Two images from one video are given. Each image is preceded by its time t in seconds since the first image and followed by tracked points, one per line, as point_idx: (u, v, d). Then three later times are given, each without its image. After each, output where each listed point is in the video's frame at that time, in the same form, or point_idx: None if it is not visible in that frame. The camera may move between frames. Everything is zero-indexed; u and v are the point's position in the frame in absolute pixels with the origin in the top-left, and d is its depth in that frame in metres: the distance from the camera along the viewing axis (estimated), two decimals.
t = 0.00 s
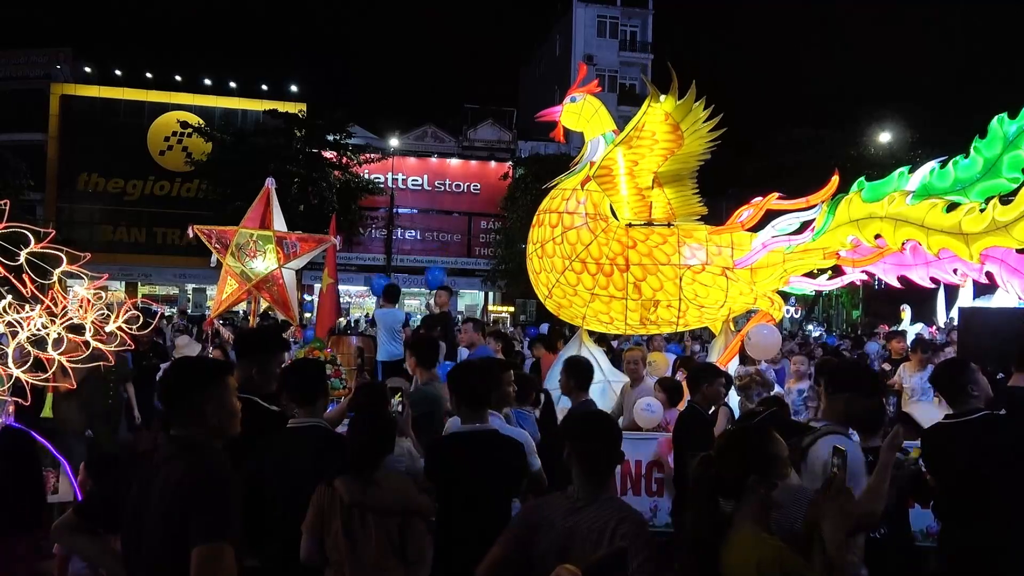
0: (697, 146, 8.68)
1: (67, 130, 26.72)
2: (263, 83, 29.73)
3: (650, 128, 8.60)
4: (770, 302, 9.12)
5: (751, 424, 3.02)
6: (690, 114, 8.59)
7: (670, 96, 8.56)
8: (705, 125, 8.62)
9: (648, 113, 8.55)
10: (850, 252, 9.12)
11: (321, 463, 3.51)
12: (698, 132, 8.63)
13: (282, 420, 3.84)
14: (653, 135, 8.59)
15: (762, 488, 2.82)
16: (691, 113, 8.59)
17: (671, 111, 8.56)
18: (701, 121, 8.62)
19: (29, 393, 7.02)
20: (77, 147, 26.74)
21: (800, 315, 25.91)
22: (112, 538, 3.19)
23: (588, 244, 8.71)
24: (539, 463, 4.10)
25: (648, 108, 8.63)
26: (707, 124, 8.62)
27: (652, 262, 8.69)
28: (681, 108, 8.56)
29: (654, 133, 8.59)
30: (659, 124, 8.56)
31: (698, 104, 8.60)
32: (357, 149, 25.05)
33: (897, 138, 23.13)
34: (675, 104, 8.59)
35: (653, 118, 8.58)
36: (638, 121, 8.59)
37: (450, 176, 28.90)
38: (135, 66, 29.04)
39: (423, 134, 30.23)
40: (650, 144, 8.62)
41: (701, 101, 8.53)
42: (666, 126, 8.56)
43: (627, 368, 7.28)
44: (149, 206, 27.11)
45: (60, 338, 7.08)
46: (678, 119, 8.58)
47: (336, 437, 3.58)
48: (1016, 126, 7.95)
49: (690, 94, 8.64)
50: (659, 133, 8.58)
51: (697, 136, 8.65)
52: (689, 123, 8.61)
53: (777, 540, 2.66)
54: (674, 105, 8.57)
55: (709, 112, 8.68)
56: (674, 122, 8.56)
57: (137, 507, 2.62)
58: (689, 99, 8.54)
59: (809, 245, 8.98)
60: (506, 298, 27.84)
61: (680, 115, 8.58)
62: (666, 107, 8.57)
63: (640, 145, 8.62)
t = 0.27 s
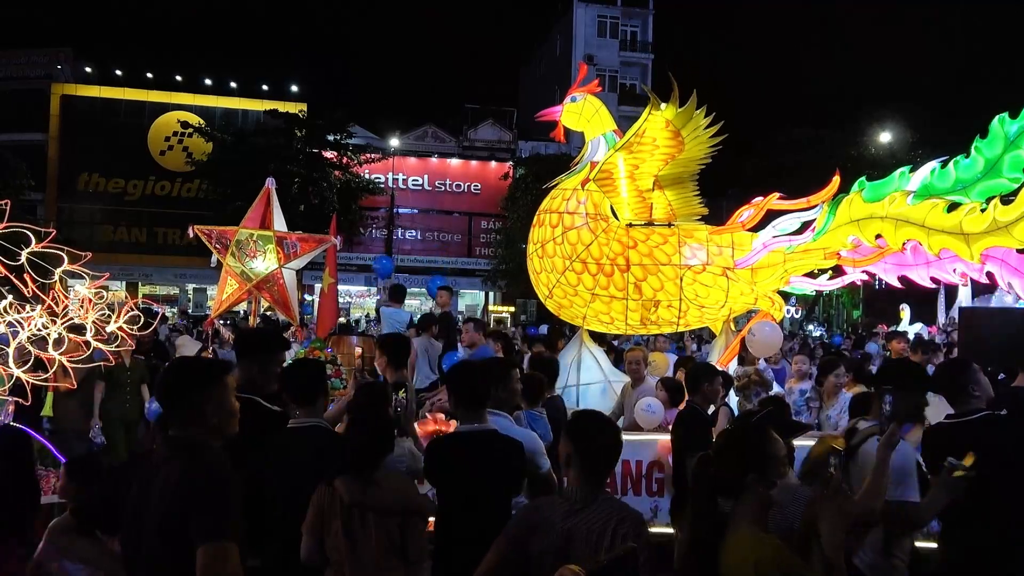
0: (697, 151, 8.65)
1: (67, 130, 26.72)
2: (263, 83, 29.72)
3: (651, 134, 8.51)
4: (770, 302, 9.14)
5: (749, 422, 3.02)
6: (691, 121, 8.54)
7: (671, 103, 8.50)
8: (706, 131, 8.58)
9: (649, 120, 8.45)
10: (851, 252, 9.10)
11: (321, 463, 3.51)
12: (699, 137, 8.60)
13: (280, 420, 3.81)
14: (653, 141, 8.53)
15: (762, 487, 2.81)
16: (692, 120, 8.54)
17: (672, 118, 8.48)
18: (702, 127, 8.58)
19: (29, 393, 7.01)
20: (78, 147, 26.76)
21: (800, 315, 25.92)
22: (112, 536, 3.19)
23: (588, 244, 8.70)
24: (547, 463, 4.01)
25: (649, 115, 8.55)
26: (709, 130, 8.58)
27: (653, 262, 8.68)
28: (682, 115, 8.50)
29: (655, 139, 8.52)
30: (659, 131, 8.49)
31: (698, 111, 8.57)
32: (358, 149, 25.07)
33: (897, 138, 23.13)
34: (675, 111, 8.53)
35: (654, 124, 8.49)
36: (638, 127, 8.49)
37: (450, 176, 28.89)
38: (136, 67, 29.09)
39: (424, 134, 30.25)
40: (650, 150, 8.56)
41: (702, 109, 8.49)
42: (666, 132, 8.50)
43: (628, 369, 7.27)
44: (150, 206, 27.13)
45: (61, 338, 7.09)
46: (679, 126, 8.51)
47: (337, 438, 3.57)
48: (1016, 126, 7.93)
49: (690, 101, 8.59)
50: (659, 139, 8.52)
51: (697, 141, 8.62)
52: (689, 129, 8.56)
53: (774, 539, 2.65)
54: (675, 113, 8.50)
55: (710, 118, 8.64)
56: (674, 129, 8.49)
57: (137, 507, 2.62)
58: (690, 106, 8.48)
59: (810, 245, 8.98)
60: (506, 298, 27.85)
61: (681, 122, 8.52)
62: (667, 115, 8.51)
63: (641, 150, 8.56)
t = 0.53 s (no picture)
0: (697, 155, 8.73)
1: (68, 130, 26.73)
2: (264, 83, 29.73)
3: (650, 138, 8.62)
4: (771, 302, 9.13)
5: (748, 421, 3.04)
6: (691, 125, 8.63)
7: (671, 108, 8.60)
8: (706, 135, 8.67)
9: (648, 125, 8.56)
10: (851, 252, 9.11)
11: (322, 462, 3.51)
12: (699, 141, 8.69)
13: (280, 420, 3.82)
14: (653, 145, 8.62)
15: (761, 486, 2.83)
16: (692, 125, 8.63)
17: (671, 123, 8.59)
18: (702, 131, 8.67)
19: (29, 392, 7.01)
20: (79, 147, 26.78)
21: (800, 315, 25.92)
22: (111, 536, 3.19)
23: (589, 243, 8.69)
24: (554, 462, 4.05)
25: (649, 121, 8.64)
26: (709, 134, 8.67)
27: (653, 262, 8.68)
28: (681, 120, 8.59)
29: (654, 143, 8.62)
30: (659, 135, 8.59)
31: (698, 116, 8.66)
32: (358, 149, 25.09)
33: (898, 138, 23.13)
34: (675, 116, 8.62)
35: (654, 128, 8.59)
36: (637, 132, 8.61)
37: (451, 176, 28.89)
38: (137, 67, 29.11)
39: (424, 134, 30.24)
40: (650, 153, 8.65)
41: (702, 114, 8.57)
42: (666, 136, 8.59)
43: (629, 369, 7.28)
44: (150, 205, 27.13)
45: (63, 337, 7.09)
46: (679, 130, 8.61)
47: (336, 437, 3.57)
48: (1017, 126, 7.93)
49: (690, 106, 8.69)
50: (659, 143, 8.61)
51: (697, 145, 8.70)
52: (689, 133, 8.66)
53: (772, 537, 2.66)
54: (675, 118, 8.60)
55: (709, 122, 8.72)
56: (674, 133, 8.60)
57: (136, 508, 2.62)
58: (690, 111, 8.57)
59: (810, 245, 8.99)
60: (507, 298, 27.85)
61: (680, 126, 8.62)
62: (667, 119, 8.61)
63: (641, 153, 8.65)
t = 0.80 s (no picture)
0: (698, 158, 8.73)
1: (69, 130, 26.75)
2: (265, 83, 29.74)
3: (651, 142, 8.61)
4: (771, 302, 9.13)
5: (746, 420, 3.03)
6: (692, 130, 8.61)
7: (672, 113, 8.58)
8: (707, 139, 8.65)
9: (649, 130, 8.55)
10: (851, 252, 9.11)
11: (321, 463, 3.51)
12: (700, 145, 8.67)
13: (280, 420, 3.83)
14: (653, 149, 8.62)
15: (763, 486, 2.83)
16: (693, 129, 8.62)
17: (672, 128, 8.56)
18: (703, 135, 8.65)
19: (31, 393, 7.00)
20: (79, 147, 26.79)
21: (801, 315, 25.91)
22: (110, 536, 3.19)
23: (589, 243, 8.69)
24: (555, 462, 4.04)
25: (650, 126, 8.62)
26: (710, 138, 8.66)
27: (654, 262, 8.68)
28: (682, 125, 8.57)
29: (655, 148, 8.62)
30: (659, 139, 8.58)
31: (699, 120, 8.64)
32: (358, 149, 25.10)
33: (899, 138, 23.11)
34: (676, 121, 8.60)
35: (654, 133, 8.58)
36: (638, 137, 8.61)
37: (451, 176, 28.90)
38: (137, 67, 29.13)
39: (425, 134, 30.31)
40: (651, 156, 8.67)
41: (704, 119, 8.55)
42: (667, 140, 8.58)
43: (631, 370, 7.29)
44: (151, 205, 27.14)
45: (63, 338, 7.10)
46: (680, 134, 8.59)
47: (335, 437, 3.58)
48: (1017, 126, 7.92)
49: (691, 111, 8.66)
50: (659, 147, 8.61)
51: (698, 149, 8.69)
52: (690, 137, 8.65)
53: (769, 536, 2.65)
54: (676, 122, 8.58)
55: (711, 127, 8.70)
56: (675, 138, 8.58)
57: (137, 507, 2.62)
58: (691, 116, 8.54)
59: (811, 245, 8.99)
60: (507, 298, 27.84)
61: (682, 130, 8.60)
62: (668, 124, 8.60)
63: (641, 157, 8.68)
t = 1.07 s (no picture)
0: (698, 163, 8.78)
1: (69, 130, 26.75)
2: (265, 83, 29.75)
3: (651, 147, 8.67)
4: (772, 302, 9.12)
5: (751, 420, 3.03)
6: (692, 136, 8.66)
7: (673, 119, 8.63)
8: (708, 145, 8.71)
9: (649, 135, 8.60)
10: (851, 252, 9.11)
11: (322, 463, 3.51)
12: (700, 150, 8.73)
13: (280, 420, 3.83)
14: (654, 153, 8.68)
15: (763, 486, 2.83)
16: (694, 136, 8.67)
17: (673, 133, 8.62)
18: (703, 141, 8.71)
19: (31, 394, 6.99)
20: (80, 147, 26.79)
21: (801, 315, 25.90)
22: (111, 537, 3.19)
23: (590, 243, 8.67)
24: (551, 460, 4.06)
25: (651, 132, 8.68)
26: (711, 143, 8.72)
27: (654, 262, 8.67)
28: (683, 131, 8.63)
29: (656, 153, 8.68)
30: (660, 145, 8.64)
31: (701, 126, 8.69)
32: (358, 149, 25.11)
33: (899, 138, 23.10)
34: (677, 127, 8.66)
35: (655, 138, 8.64)
36: (639, 142, 8.65)
37: (451, 176, 28.91)
38: (137, 67, 29.15)
39: (425, 134, 30.21)
40: (652, 161, 8.73)
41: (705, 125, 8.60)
42: (667, 146, 8.65)
43: (632, 369, 7.27)
44: (151, 205, 27.13)
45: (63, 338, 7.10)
46: (681, 140, 8.65)
47: (335, 437, 3.57)
48: (1018, 126, 7.91)
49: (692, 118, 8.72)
50: (660, 152, 8.67)
51: (699, 154, 8.74)
52: (691, 143, 8.70)
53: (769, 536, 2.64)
54: (676, 128, 8.64)
55: (711, 133, 8.75)
56: (676, 144, 8.65)
57: (137, 508, 2.61)
58: (692, 123, 8.59)
59: (811, 246, 9.00)
60: (507, 297, 27.84)
61: (683, 136, 8.65)
62: (668, 130, 8.65)
63: (642, 161, 8.73)
